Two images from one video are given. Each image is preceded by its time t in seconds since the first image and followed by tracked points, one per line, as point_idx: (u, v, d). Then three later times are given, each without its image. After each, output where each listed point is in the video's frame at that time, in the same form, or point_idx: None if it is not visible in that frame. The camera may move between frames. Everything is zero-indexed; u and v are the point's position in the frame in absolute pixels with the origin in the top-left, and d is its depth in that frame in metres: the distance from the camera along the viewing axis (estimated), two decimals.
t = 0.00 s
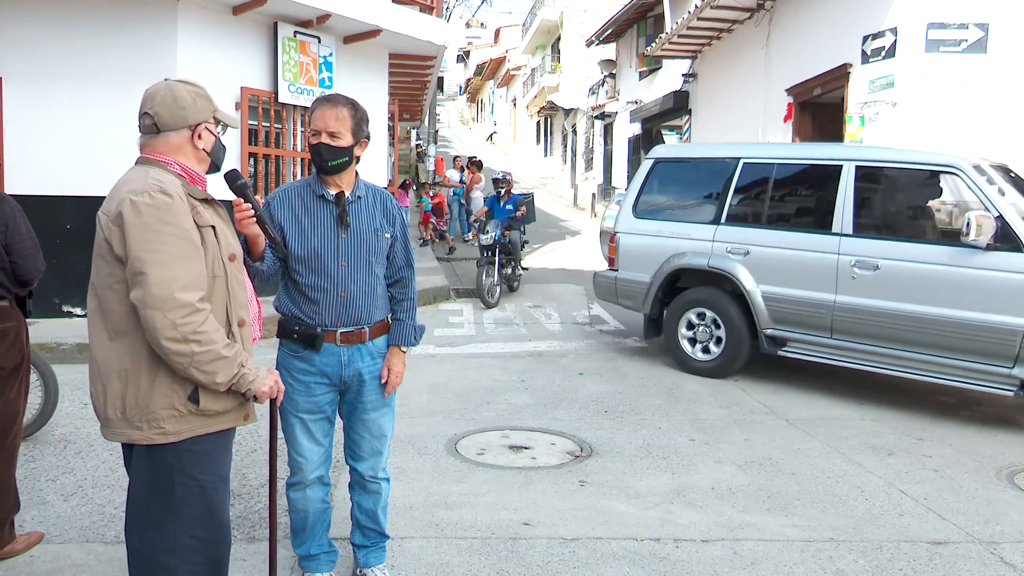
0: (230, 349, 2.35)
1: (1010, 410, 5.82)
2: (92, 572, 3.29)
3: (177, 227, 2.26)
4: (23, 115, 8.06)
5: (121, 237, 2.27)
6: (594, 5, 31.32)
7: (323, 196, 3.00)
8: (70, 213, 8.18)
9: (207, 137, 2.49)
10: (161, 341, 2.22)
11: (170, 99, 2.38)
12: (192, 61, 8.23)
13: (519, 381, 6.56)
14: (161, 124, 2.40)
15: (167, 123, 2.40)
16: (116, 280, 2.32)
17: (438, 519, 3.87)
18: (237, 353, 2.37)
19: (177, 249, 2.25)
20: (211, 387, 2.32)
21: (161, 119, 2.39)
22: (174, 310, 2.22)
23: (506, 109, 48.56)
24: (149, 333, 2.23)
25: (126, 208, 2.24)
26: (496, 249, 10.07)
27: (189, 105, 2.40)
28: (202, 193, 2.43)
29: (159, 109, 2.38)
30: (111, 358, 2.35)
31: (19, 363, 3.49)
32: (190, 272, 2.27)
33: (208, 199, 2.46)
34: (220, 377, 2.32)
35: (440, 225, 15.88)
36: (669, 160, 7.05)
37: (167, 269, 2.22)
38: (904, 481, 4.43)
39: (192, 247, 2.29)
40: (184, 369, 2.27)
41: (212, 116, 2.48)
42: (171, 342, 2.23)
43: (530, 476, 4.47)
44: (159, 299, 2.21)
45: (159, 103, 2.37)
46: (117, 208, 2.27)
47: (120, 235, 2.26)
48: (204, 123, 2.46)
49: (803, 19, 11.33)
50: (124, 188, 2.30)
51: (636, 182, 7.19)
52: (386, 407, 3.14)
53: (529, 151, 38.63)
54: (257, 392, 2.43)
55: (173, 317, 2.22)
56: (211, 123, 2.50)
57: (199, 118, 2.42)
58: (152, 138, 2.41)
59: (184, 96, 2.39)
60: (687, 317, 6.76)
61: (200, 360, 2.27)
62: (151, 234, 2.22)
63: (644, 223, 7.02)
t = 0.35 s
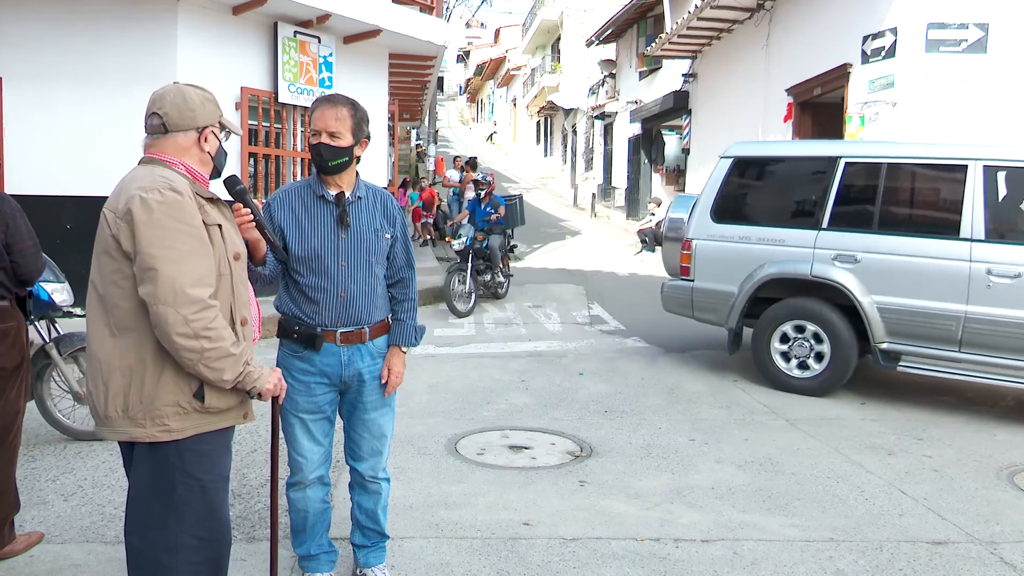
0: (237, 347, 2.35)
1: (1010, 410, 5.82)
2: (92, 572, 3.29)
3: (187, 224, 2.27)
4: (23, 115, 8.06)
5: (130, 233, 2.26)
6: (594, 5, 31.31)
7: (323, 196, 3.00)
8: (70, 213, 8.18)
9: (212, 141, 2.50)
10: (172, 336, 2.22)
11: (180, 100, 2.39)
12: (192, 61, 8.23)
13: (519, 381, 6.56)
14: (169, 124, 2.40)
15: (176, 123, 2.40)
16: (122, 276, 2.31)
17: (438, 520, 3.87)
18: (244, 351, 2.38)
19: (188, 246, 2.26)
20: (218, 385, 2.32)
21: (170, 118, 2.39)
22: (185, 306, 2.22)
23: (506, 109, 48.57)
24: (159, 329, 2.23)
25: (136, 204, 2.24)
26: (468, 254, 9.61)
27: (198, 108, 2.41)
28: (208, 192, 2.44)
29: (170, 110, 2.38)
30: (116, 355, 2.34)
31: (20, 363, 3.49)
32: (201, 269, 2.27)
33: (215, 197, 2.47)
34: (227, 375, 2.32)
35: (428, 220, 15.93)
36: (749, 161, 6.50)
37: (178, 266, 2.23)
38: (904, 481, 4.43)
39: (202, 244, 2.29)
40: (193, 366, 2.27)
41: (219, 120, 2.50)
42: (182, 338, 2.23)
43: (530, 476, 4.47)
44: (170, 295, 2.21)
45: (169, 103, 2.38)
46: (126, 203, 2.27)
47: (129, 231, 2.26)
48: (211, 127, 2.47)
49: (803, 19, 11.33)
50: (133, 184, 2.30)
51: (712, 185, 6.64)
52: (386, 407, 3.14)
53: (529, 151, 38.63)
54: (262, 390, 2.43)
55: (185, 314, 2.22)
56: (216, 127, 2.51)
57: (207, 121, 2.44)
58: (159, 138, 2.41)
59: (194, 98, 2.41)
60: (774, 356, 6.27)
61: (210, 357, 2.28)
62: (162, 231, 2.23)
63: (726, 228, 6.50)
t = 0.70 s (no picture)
0: (240, 350, 2.35)
1: (1010, 411, 5.81)
2: (92, 572, 3.29)
3: (183, 230, 2.27)
4: (23, 115, 8.07)
5: (126, 241, 2.26)
6: (595, 5, 31.30)
7: (323, 196, 3.00)
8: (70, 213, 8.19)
9: (200, 133, 2.47)
10: (172, 344, 2.22)
11: (159, 96, 2.38)
12: (192, 61, 8.22)
13: (519, 381, 6.56)
14: (151, 122, 2.39)
15: (158, 120, 2.39)
16: (121, 283, 2.31)
17: (438, 519, 3.87)
18: (247, 354, 2.38)
19: (184, 251, 2.26)
20: (222, 389, 2.32)
21: (151, 117, 2.39)
22: (184, 313, 2.22)
23: (506, 109, 48.56)
24: (160, 336, 2.23)
25: (130, 212, 2.23)
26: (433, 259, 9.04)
27: (177, 101, 2.38)
28: (204, 193, 2.43)
29: (150, 109, 2.38)
30: (117, 361, 2.35)
31: (19, 363, 3.50)
32: (198, 275, 2.27)
33: (210, 199, 2.46)
34: (231, 379, 2.32)
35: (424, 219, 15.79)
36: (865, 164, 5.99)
37: (175, 273, 2.23)
38: (904, 481, 4.43)
39: (199, 249, 2.29)
40: (195, 371, 2.27)
41: (205, 111, 2.46)
42: (182, 345, 2.23)
43: (529, 476, 4.47)
44: (168, 302, 2.21)
45: (149, 101, 2.37)
46: (121, 211, 2.27)
47: (125, 239, 2.26)
48: (196, 119, 2.44)
49: (803, 19, 11.33)
50: (127, 192, 2.30)
51: (828, 192, 6.08)
52: (386, 407, 3.14)
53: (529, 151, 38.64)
54: (267, 391, 2.43)
55: (184, 321, 2.22)
56: (204, 119, 2.47)
57: (188, 113, 2.41)
58: (146, 136, 2.41)
59: (173, 92, 2.38)
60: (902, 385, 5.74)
61: (211, 362, 2.27)
62: (158, 238, 2.22)
63: (845, 238, 5.97)
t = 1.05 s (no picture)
0: (235, 352, 2.35)
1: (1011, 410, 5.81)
2: (92, 572, 3.28)
3: (177, 231, 2.27)
4: (24, 115, 8.07)
5: (120, 242, 2.26)
6: (594, 4, 31.31)
7: (324, 196, 3.00)
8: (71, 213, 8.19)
9: (190, 131, 2.46)
10: (166, 345, 2.22)
11: (146, 97, 2.38)
12: (192, 61, 8.22)
13: (519, 381, 6.55)
14: (141, 122, 2.41)
15: (146, 120, 2.40)
16: (116, 284, 2.32)
17: (438, 519, 3.87)
18: (243, 355, 2.37)
19: (178, 252, 2.26)
20: (218, 390, 2.32)
21: (140, 116, 2.40)
22: (177, 314, 2.22)
23: (506, 109, 48.58)
24: (154, 338, 2.23)
25: (124, 213, 2.24)
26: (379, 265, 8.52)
27: (163, 100, 2.37)
28: (199, 193, 2.43)
29: (139, 109, 2.39)
30: (114, 362, 2.35)
31: (20, 363, 3.49)
32: (192, 276, 2.27)
33: (205, 199, 2.46)
34: (226, 380, 2.32)
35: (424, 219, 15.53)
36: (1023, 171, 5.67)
37: (169, 274, 2.23)
38: (904, 482, 4.42)
39: (193, 250, 2.29)
40: (190, 372, 2.27)
41: (196, 108, 2.43)
42: (176, 346, 2.23)
43: (529, 476, 4.47)
44: (162, 303, 2.21)
45: (137, 101, 2.38)
46: (115, 212, 2.27)
47: (119, 240, 2.26)
48: (184, 116, 2.42)
49: (803, 19, 11.33)
50: (122, 192, 2.30)
51: (981, 197, 5.68)
52: (386, 407, 3.14)
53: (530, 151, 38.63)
54: (264, 392, 2.43)
55: (177, 322, 2.22)
56: (195, 116, 2.45)
57: (175, 112, 2.40)
58: (139, 137, 2.43)
59: (160, 91, 2.38)
60: None
61: (206, 363, 2.27)
62: (151, 240, 2.22)
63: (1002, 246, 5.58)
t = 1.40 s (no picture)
0: (232, 352, 2.35)
1: (1010, 410, 5.81)
2: (92, 572, 3.28)
3: (175, 230, 2.26)
4: (24, 115, 8.07)
5: (118, 241, 2.26)
6: (594, 4, 31.32)
7: (324, 196, 3.00)
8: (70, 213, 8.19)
9: (196, 134, 2.46)
10: (162, 344, 2.22)
11: (160, 97, 2.40)
12: (192, 61, 8.22)
13: (519, 381, 6.55)
14: (151, 120, 2.42)
15: (155, 118, 2.41)
16: (114, 283, 2.32)
17: (438, 519, 3.87)
18: (239, 355, 2.37)
19: (176, 251, 2.26)
20: (213, 390, 2.32)
21: (150, 114, 2.41)
22: (174, 312, 2.22)
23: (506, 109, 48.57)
24: (150, 336, 2.23)
25: (123, 211, 2.23)
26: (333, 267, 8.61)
27: (176, 101, 2.39)
28: (198, 193, 2.43)
29: (150, 106, 2.40)
30: (110, 361, 2.35)
31: (19, 363, 3.49)
32: (189, 275, 2.27)
33: (205, 199, 2.46)
34: (222, 380, 2.32)
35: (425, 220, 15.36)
36: None
37: (167, 272, 2.23)
38: (904, 481, 4.42)
39: (191, 249, 2.29)
40: (186, 372, 2.27)
41: (206, 114, 2.45)
42: (173, 345, 2.23)
43: (529, 475, 4.47)
44: (158, 302, 2.21)
45: (150, 99, 2.40)
46: (114, 210, 2.26)
47: (117, 238, 2.26)
48: (193, 120, 2.44)
49: (803, 20, 11.33)
50: (121, 191, 2.30)
51: None
52: (386, 407, 3.14)
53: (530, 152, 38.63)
54: (261, 393, 2.43)
55: (174, 321, 2.22)
56: (204, 121, 2.46)
57: (184, 114, 2.41)
58: (145, 136, 2.44)
59: (174, 92, 2.40)
60: None
61: (202, 362, 2.27)
62: (150, 238, 2.22)
63: None
